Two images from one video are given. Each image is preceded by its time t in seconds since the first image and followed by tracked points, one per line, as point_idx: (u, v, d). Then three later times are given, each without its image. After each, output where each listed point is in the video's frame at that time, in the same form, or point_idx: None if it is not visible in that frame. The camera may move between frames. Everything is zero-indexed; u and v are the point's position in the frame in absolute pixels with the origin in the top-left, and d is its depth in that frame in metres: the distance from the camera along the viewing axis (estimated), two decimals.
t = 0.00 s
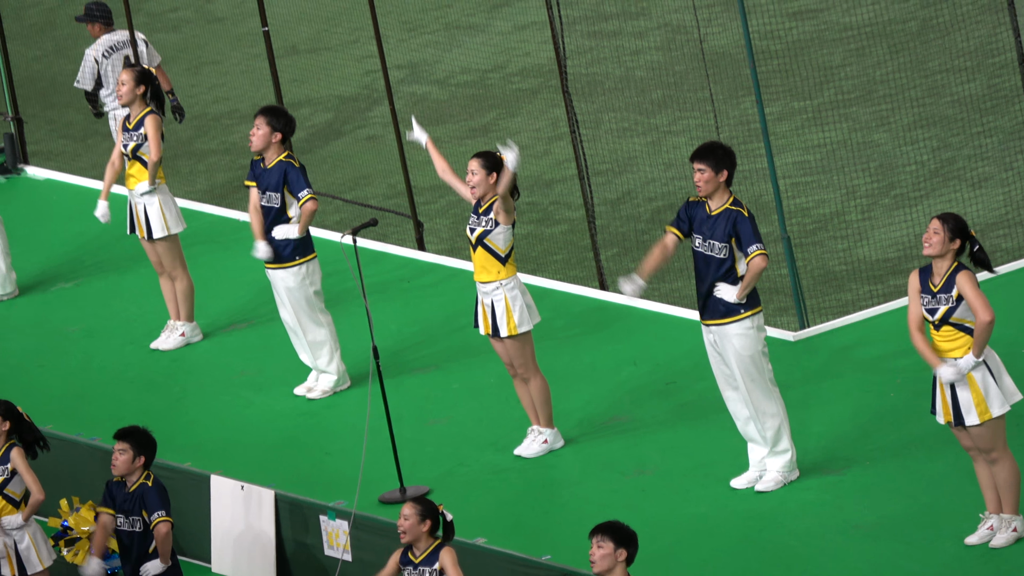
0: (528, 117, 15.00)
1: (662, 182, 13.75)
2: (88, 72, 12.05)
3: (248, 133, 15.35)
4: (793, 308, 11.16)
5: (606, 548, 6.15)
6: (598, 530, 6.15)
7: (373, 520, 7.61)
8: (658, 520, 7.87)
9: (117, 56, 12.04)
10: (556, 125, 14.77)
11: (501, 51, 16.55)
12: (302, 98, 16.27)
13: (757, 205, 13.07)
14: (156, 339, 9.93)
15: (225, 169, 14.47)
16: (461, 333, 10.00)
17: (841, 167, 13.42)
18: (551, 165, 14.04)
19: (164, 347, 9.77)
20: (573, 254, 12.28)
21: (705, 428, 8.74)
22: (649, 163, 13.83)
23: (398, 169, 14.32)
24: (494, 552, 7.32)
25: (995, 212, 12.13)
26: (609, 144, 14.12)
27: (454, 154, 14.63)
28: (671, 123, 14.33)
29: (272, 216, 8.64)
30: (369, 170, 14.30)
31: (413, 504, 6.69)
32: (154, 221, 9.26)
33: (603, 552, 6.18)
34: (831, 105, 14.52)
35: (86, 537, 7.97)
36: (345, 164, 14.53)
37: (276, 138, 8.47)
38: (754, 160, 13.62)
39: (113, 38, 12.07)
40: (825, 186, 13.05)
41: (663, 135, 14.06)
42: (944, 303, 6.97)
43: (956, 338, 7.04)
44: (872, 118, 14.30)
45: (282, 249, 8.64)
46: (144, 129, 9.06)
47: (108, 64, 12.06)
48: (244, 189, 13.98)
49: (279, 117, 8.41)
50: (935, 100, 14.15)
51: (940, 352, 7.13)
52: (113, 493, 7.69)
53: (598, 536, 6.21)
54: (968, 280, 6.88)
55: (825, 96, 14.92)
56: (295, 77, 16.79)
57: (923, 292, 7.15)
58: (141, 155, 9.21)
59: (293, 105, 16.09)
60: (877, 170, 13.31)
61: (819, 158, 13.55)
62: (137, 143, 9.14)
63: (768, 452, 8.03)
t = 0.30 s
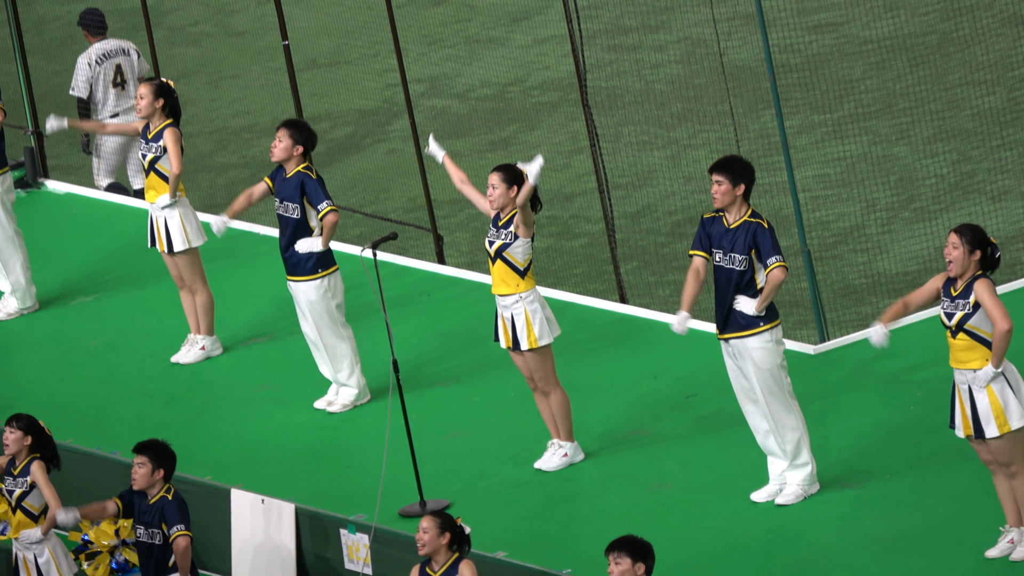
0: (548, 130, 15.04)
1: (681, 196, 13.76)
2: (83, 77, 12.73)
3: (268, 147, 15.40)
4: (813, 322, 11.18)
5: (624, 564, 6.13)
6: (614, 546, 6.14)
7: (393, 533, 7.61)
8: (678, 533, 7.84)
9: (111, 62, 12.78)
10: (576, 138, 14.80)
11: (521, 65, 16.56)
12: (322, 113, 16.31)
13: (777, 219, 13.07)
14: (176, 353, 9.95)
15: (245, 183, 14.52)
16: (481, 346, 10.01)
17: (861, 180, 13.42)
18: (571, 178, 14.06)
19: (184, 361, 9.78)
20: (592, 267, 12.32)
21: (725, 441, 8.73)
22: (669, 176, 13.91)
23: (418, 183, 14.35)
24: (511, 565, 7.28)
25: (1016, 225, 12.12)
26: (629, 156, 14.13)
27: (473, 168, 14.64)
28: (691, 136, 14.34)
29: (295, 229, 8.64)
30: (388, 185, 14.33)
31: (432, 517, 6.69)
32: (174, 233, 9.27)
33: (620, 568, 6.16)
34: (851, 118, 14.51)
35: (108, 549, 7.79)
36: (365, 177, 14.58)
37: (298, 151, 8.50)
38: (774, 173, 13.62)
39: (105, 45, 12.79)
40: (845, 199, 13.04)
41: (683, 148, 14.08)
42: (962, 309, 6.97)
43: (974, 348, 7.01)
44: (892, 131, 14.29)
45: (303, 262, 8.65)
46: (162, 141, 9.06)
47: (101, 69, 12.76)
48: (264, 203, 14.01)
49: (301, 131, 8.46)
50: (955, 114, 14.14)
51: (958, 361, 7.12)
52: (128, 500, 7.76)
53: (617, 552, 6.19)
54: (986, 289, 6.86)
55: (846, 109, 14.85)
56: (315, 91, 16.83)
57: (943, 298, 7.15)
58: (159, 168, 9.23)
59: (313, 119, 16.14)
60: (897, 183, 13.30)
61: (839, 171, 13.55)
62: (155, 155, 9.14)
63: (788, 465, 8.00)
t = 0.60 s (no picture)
0: (566, 139, 15.06)
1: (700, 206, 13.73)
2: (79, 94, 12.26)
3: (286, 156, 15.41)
4: (832, 331, 11.20)
5: None
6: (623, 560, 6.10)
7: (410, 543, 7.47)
8: (697, 542, 7.83)
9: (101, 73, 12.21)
10: (594, 147, 14.81)
11: (539, 74, 16.58)
12: (340, 122, 16.34)
13: (796, 227, 13.07)
14: (194, 362, 9.96)
15: (262, 192, 14.54)
16: (499, 355, 10.01)
17: (879, 189, 13.42)
18: (589, 187, 14.06)
19: (202, 370, 9.79)
20: (610, 276, 12.33)
21: (744, 450, 8.72)
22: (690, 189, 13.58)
23: (436, 192, 14.37)
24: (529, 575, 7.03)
25: None
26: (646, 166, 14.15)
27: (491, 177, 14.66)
28: (709, 146, 14.35)
29: (312, 237, 8.64)
30: (406, 194, 14.35)
31: (448, 528, 6.67)
32: (194, 245, 9.29)
33: None
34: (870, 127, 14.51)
35: (126, 559, 7.98)
36: (383, 186, 14.60)
37: (314, 161, 8.51)
38: (793, 182, 13.63)
39: (90, 58, 12.07)
40: (863, 209, 13.04)
41: (701, 157, 14.09)
42: (975, 322, 6.98)
43: (988, 360, 7.02)
44: (910, 141, 14.28)
45: (322, 269, 8.68)
46: (179, 151, 9.09)
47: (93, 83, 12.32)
48: (281, 212, 14.04)
49: (314, 139, 8.45)
50: (975, 124, 14.12)
51: (973, 374, 7.11)
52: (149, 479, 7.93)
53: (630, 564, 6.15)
54: (1002, 305, 6.88)
55: (864, 118, 14.86)
56: (333, 100, 16.85)
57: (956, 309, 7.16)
58: (177, 178, 9.25)
59: (331, 127, 16.16)
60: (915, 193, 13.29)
61: (857, 181, 13.56)
62: (172, 165, 9.17)
63: (806, 474, 7.97)
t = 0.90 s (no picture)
0: (585, 150, 15.08)
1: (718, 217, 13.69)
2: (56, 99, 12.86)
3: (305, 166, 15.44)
4: (850, 343, 11.21)
5: None
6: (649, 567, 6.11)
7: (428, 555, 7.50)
8: (714, 553, 7.81)
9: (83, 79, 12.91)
10: (612, 158, 14.84)
11: (558, 85, 16.62)
12: (359, 132, 16.38)
13: (814, 239, 13.08)
14: (212, 372, 9.98)
15: (281, 203, 14.58)
16: (517, 366, 10.02)
17: (897, 201, 13.41)
18: (607, 198, 14.08)
19: (220, 380, 9.81)
20: (629, 288, 12.34)
21: (762, 462, 8.71)
22: (706, 198, 13.84)
23: (455, 202, 14.40)
24: None
25: None
26: (665, 177, 14.17)
27: (510, 188, 14.68)
28: (727, 157, 14.38)
29: (329, 248, 8.67)
30: (425, 205, 14.39)
31: (469, 538, 6.68)
32: (213, 255, 9.32)
33: None
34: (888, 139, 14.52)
35: (143, 569, 8.00)
36: (401, 197, 14.64)
37: (337, 170, 8.53)
38: (811, 194, 13.63)
39: (74, 64, 12.85)
40: (881, 221, 13.03)
41: (720, 169, 14.11)
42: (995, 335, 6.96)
43: (1008, 373, 6.99)
44: (929, 152, 14.26)
45: (338, 281, 8.69)
46: (200, 162, 9.12)
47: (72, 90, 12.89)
48: (299, 223, 14.08)
49: (338, 149, 8.48)
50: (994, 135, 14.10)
51: (993, 387, 7.09)
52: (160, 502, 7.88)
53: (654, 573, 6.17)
54: (1019, 316, 6.85)
55: (883, 129, 14.87)
56: (351, 110, 16.91)
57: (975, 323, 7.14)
58: (196, 188, 9.29)
59: (350, 138, 16.21)
60: (934, 205, 13.28)
61: (875, 193, 13.57)
62: (193, 175, 9.20)
63: (824, 486, 7.94)
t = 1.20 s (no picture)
0: (604, 159, 15.11)
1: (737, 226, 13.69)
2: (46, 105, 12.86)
3: (324, 174, 15.47)
4: (869, 352, 11.22)
5: None
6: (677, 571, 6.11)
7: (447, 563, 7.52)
8: (733, 563, 7.79)
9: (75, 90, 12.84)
10: (632, 167, 14.86)
11: (577, 94, 16.66)
12: (378, 141, 16.42)
13: (833, 248, 13.09)
14: (232, 381, 10.01)
15: (300, 212, 14.62)
16: (536, 375, 10.03)
17: (916, 211, 13.41)
18: (627, 208, 14.10)
19: (240, 389, 9.84)
20: (648, 297, 12.36)
21: (781, 472, 8.70)
22: (724, 207, 13.85)
23: (474, 211, 14.43)
24: None
25: None
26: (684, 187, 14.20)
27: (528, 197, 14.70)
28: (746, 167, 14.39)
29: (351, 257, 8.69)
30: (444, 214, 14.42)
31: (493, 546, 6.70)
32: (230, 263, 9.37)
33: None
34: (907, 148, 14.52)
35: None
36: (419, 206, 14.68)
37: (355, 179, 8.57)
38: (830, 204, 13.64)
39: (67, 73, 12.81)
40: (900, 230, 13.02)
41: (738, 178, 14.12)
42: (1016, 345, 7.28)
43: None
44: (948, 161, 14.24)
45: (360, 290, 8.70)
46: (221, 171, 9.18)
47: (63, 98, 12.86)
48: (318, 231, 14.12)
49: (357, 158, 8.52)
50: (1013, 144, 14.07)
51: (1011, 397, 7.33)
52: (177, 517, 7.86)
53: None
54: None
55: (902, 139, 14.89)
56: (370, 120, 16.96)
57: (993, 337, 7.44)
58: (218, 197, 9.32)
59: (369, 146, 16.25)
60: (952, 214, 13.27)
61: (894, 203, 13.58)
62: (214, 185, 9.24)
63: (842, 495, 7.91)
